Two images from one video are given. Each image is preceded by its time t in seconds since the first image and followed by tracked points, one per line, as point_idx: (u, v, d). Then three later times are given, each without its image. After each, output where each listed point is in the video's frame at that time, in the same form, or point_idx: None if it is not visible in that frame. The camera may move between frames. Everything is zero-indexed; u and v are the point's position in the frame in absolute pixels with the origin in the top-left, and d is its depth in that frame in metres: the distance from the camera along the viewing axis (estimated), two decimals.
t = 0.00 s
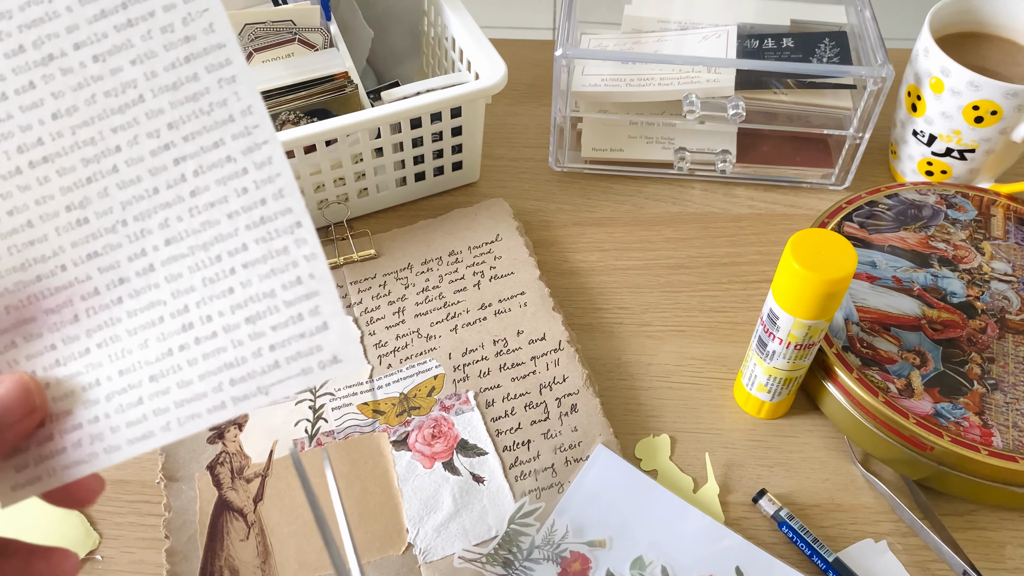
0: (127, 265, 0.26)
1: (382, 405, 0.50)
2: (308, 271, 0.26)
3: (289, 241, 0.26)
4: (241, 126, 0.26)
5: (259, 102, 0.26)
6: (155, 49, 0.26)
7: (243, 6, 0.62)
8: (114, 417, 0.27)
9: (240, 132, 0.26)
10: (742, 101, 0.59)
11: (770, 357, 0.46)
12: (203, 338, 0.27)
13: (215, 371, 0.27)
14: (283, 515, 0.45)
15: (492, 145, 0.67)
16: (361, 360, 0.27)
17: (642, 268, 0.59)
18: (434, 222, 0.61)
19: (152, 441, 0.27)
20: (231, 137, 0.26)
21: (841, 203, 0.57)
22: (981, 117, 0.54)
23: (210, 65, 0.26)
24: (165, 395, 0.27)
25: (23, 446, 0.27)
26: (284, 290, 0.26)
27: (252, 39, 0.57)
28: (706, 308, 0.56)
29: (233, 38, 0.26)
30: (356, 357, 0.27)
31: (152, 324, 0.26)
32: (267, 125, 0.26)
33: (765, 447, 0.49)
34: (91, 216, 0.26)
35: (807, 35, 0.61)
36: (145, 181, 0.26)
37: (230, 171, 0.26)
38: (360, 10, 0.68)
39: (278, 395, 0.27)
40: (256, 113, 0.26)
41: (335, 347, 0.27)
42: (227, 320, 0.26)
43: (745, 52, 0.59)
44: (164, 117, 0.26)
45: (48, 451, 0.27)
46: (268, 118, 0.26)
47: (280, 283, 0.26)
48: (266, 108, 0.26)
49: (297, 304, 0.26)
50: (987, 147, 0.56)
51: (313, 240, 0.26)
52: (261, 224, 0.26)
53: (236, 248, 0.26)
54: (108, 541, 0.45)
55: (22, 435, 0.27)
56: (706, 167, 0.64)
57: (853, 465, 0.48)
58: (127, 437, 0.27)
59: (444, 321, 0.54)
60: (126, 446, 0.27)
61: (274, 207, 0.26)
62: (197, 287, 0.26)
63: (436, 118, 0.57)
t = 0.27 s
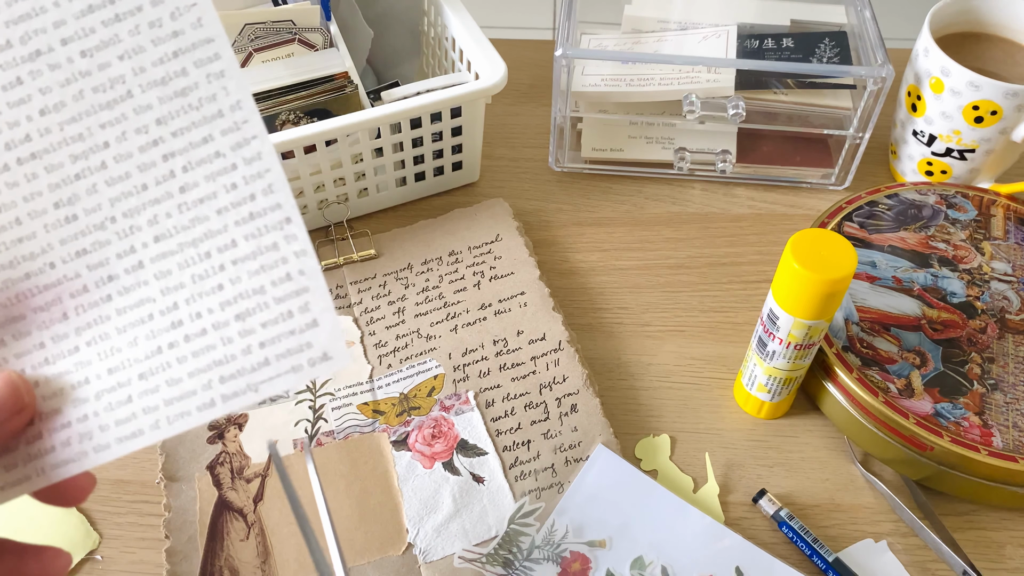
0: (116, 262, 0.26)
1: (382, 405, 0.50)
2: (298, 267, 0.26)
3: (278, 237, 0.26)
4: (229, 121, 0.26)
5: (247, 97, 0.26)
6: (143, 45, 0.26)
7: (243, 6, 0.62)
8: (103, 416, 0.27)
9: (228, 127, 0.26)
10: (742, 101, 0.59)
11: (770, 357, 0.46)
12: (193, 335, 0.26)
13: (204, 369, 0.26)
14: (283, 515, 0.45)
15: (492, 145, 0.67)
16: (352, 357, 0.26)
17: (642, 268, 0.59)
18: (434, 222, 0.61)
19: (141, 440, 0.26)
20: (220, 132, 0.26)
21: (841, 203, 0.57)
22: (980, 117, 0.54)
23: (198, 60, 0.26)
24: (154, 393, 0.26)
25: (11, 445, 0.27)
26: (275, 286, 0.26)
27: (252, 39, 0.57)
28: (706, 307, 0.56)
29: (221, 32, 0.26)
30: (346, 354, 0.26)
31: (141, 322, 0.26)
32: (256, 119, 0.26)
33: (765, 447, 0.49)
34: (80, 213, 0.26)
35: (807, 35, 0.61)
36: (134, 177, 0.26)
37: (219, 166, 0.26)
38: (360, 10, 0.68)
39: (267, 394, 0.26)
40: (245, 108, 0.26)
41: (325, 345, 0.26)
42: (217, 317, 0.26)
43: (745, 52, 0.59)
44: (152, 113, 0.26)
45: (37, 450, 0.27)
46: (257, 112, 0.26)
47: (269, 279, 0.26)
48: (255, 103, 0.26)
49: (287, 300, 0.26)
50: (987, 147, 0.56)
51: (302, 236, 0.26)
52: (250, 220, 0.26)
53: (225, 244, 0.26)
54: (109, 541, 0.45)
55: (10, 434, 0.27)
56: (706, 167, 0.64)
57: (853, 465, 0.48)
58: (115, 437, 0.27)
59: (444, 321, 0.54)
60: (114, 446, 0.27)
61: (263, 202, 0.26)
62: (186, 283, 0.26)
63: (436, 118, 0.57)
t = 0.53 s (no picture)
0: (119, 264, 0.26)
1: (382, 405, 0.50)
2: (300, 269, 0.26)
3: (280, 239, 0.26)
4: (233, 123, 0.26)
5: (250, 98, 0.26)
6: (146, 46, 0.25)
7: (243, 7, 0.62)
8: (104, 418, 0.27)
9: (231, 129, 0.26)
10: (742, 101, 0.59)
11: (770, 357, 0.46)
12: (195, 337, 0.26)
13: (206, 370, 0.26)
14: (283, 515, 0.45)
15: (492, 145, 0.67)
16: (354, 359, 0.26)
17: (642, 268, 0.59)
18: (434, 222, 0.61)
19: (143, 442, 0.27)
20: (222, 133, 0.26)
21: (841, 203, 0.57)
22: (981, 117, 0.54)
23: (201, 61, 0.26)
24: (156, 395, 0.26)
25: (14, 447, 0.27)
26: (277, 288, 0.26)
27: (252, 39, 0.57)
28: (706, 307, 0.56)
29: (224, 33, 0.26)
30: (348, 356, 0.26)
31: (144, 323, 0.26)
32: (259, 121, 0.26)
33: (765, 447, 0.49)
34: (82, 215, 0.25)
35: (807, 35, 0.61)
36: (136, 179, 0.26)
37: (221, 168, 0.26)
38: (360, 10, 0.68)
39: (269, 395, 0.27)
40: (248, 110, 0.26)
41: (327, 346, 0.26)
42: (219, 319, 0.26)
43: (745, 52, 0.59)
44: (155, 114, 0.25)
45: (39, 452, 0.27)
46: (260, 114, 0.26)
47: (272, 281, 0.26)
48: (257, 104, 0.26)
49: (289, 302, 0.26)
50: (987, 147, 0.56)
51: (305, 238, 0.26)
52: (252, 222, 0.26)
53: (227, 246, 0.26)
54: (109, 541, 0.45)
55: (12, 436, 0.27)
56: (706, 167, 0.64)
57: (853, 465, 0.48)
58: (118, 439, 0.27)
59: (444, 321, 0.54)
60: (117, 447, 0.27)
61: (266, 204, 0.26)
62: (189, 285, 0.26)
63: (436, 118, 0.57)
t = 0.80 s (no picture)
0: (127, 266, 0.26)
1: (382, 405, 0.50)
2: (307, 272, 0.26)
3: (288, 242, 0.26)
4: (241, 126, 0.25)
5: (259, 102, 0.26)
6: (155, 49, 0.25)
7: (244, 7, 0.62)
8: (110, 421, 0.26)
9: (240, 132, 0.26)
10: (742, 101, 0.59)
11: (770, 357, 0.46)
12: (201, 340, 0.26)
13: (212, 374, 0.26)
14: (283, 515, 0.45)
15: (492, 145, 0.67)
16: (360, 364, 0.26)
17: (642, 268, 0.59)
18: (434, 222, 0.61)
19: (149, 446, 0.26)
20: (231, 136, 0.25)
21: (841, 203, 0.57)
22: (980, 117, 0.54)
23: (210, 64, 0.25)
24: (162, 398, 0.26)
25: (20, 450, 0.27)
26: (285, 292, 0.26)
27: (252, 39, 0.57)
28: (706, 307, 0.56)
29: (233, 36, 0.26)
30: (355, 361, 0.26)
31: (150, 326, 0.26)
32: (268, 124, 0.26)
33: (765, 447, 0.49)
34: (91, 217, 0.25)
35: (807, 35, 0.61)
36: (145, 181, 0.25)
37: (229, 171, 0.26)
38: (360, 10, 0.68)
39: (275, 400, 0.26)
40: (257, 113, 0.26)
41: (334, 351, 0.26)
42: (226, 322, 0.26)
43: (745, 52, 0.59)
44: (164, 117, 0.25)
45: (45, 455, 0.27)
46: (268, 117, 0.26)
47: (279, 284, 0.26)
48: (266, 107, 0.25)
49: (296, 306, 0.26)
50: (987, 147, 0.56)
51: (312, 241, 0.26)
52: (259, 225, 0.26)
53: (235, 249, 0.26)
54: (109, 541, 0.45)
55: (18, 440, 0.27)
56: (706, 167, 0.64)
57: (853, 465, 0.48)
58: (124, 442, 0.26)
59: (444, 321, 0.54)
60: (122, 450, 0.27)
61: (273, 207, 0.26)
62: (196, 288, 0.26)
63: (436, 118, 0.57)
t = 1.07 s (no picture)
0: (135, 271, 0.25)
1: (382, 405, 0.50)
2: (315, 278, 0.26)
3: (297, 247, 0.25)
4: (252, 130, 0.25)
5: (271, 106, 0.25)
6: (165, 51, 0.24)
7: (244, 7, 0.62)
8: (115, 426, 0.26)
9: (251, 136, 0.25)
10: (742, 101, 0.59)
11: (770, 357, 0.46)
12: (210, 345, 0.26)
13: (219, 379, 0.26)
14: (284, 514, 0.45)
15: (492, 145, 0.67)
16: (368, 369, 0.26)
17: (642, 268, 0.59)
18: (434, 222, 0.61)
19: (156, 452, 0.26)
20: (241, 140, 0.25)
21: (841, 203, 0.57)
22: (980, 117, 0.54)
23: (221, 67, 0.25)
24: (169, 404, 0.26)
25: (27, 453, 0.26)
26: (295, 297, 0.26)
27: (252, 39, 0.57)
28: (706, 307, 0.56)
29: (245, 39, 0.25)
30: (364, 367, 0.26)
31: (158, 332, 0.25)
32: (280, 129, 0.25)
33: (765, 447, 0.49)
34: (99, 220, 0.25)
35: (807, 35, 0.61)
36: (155, 184, 0.25)
37: (240, 175, 0.25)
38: (360, 10, 0.68)
39: (284, 405, 0.26)
40: (268, 118, 0.25)
41: (343, 356, 0.26)
42: (234, 327, 0.26)
43: (745, 52, 0.59)
44: (174, 120, 0.24)
45: (52, 459, 0.26)
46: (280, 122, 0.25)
47: (288, 290, 0.26)
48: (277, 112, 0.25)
49: (305, 312, 0.26)
50: (987, 147, 0.56)
51: (322, 247, 0.26)
52: (268, 229, 0.25)
53: (245, 254, 0.25)
54: (109, 541, 0.45)
55: (26, 444, 0.26)
56: (706, 166, 0.64)
57: (853, 465, 0.48)
58: (129, 449, 0.26)
59: (444, 321, 0.54)
60: (129, 456, 0.26)
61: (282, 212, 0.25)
62: (205, 293, 0.25)
63: (436, 118, 0.57)
